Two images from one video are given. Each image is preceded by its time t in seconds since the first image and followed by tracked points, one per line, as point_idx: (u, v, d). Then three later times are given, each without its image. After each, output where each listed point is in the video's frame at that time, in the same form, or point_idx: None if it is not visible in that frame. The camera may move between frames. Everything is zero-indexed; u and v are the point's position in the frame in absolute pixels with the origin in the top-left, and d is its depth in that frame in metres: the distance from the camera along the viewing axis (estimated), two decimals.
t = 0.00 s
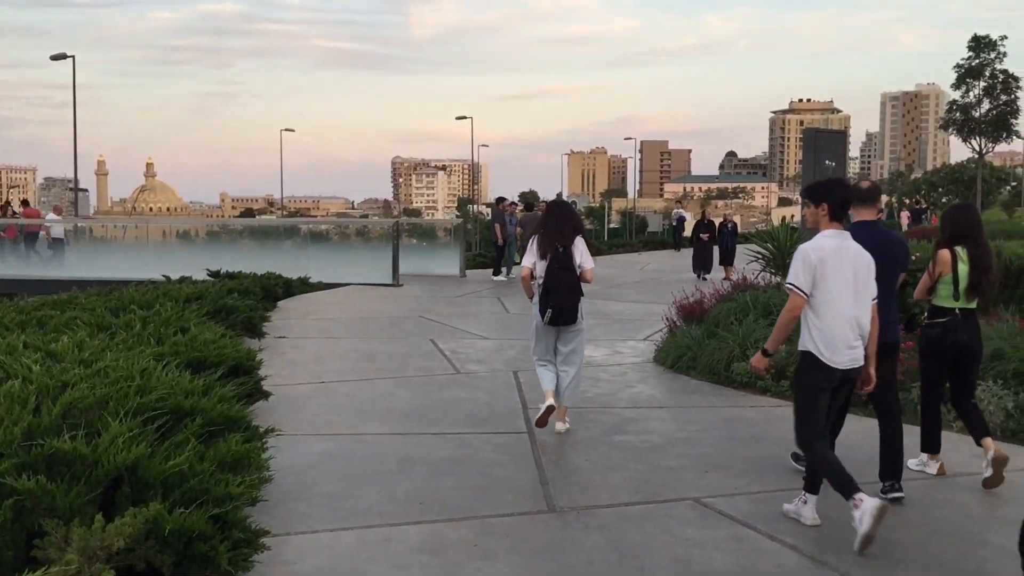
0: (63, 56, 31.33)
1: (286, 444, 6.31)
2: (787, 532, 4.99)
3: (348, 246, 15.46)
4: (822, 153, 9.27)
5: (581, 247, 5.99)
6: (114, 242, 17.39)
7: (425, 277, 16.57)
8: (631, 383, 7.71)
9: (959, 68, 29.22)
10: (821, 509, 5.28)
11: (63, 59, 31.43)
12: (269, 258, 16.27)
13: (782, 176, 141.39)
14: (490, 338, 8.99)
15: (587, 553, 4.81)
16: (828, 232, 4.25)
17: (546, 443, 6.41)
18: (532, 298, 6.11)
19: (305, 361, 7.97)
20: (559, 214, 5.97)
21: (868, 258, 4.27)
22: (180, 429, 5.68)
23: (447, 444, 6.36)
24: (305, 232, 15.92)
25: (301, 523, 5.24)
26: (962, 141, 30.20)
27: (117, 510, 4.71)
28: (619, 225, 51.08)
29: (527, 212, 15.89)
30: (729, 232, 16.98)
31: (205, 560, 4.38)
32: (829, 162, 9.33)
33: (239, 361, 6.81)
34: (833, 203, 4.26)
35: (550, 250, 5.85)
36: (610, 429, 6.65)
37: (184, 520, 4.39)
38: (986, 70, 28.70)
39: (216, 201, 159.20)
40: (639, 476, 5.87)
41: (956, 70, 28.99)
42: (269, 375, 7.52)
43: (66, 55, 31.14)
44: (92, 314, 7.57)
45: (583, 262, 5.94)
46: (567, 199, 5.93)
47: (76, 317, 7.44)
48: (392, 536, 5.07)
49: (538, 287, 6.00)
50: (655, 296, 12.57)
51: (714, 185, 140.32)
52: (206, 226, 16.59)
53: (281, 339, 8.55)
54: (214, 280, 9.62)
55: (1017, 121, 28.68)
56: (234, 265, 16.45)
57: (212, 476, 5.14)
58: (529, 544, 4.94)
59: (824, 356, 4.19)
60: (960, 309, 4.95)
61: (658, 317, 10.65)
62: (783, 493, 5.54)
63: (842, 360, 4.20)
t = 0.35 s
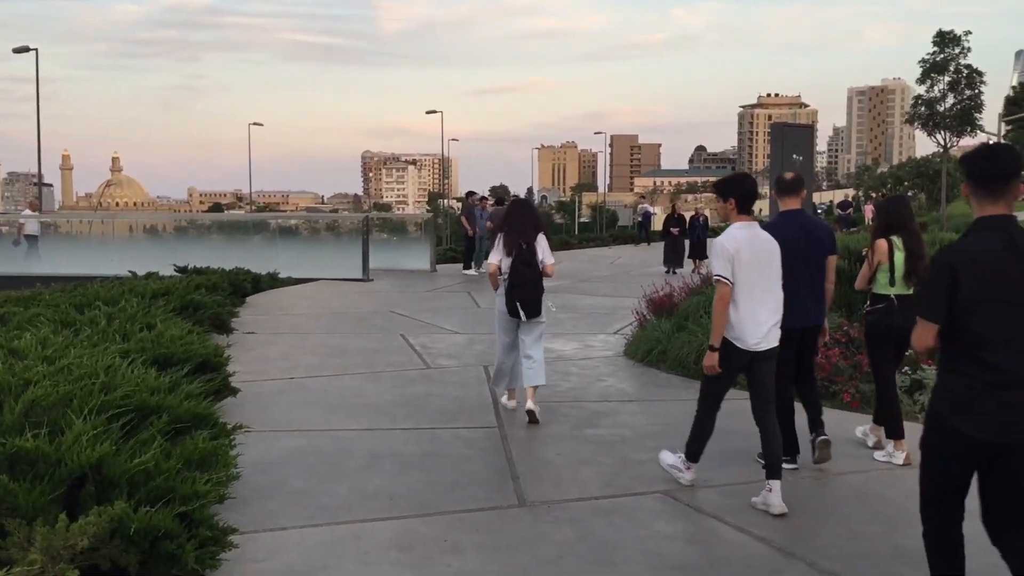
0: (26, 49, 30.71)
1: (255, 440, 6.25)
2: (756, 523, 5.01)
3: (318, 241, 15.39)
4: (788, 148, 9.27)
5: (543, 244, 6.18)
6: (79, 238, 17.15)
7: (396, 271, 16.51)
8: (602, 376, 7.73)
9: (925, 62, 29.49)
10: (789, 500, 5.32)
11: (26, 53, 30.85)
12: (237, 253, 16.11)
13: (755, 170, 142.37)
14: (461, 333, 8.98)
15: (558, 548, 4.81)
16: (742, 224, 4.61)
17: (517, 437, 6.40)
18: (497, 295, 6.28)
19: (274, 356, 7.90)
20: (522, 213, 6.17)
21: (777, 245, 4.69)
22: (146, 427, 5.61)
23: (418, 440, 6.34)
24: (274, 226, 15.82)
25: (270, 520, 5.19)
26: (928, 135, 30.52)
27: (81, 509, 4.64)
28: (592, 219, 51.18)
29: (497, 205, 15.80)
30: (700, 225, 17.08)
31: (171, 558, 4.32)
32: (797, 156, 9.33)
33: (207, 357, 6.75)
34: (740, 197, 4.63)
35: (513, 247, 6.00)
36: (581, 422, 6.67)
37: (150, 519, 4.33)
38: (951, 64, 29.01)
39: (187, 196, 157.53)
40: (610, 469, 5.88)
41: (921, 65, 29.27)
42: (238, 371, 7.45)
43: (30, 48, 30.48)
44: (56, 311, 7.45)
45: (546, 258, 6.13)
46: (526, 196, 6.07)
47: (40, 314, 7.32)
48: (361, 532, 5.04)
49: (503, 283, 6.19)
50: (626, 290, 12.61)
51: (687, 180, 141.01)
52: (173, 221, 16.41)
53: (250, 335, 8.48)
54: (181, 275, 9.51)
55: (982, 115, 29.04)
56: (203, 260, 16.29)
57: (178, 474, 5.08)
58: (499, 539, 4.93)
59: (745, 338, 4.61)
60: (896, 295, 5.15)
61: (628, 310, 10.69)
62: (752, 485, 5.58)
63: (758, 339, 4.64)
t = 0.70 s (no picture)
0: None
1: (217, 437, 6.20)
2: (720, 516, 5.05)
3: (282, 235, 15.33)
4: (753, 143, 9.38)
5: (498, 232, 6.89)
6: (38, 233, 16.82)
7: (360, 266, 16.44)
8: (567, 370, 7.75)
9: (886, 58, 29.81)
10: (752, 493, 5.37)
11: None
12: (200, 248, 15.93)
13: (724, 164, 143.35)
14: (426, 327, 8.96)
15: (523, 542, 4.81)
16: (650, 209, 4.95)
17: (482, 432, 6.40)
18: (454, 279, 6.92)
19: (237, 352, 7.83)
20: (481, 203, 6.85)
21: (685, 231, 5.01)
22: (105, 425, 5.53)
23: (383, 435, 6.32)
24: (238, 221, 15.70)
25: (233, 518, 5.15)
26: (889, 131, 30.87)
27: (38, 509, 4.56)
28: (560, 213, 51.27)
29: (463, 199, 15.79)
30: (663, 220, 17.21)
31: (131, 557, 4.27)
32: (760, 151, 9.47)
33: (168, 354, 6.67)
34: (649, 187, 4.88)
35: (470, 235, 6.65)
36: (546, 416, 6.68)
37: (109, 518, 4.27)
38: (911, 60, 29.35)
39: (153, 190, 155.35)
40: (575, 463, 5.90)
41: (882, 60, 29.60)
42: (200, 368, 7.38)
43: None
44: (13, 307, 7.31)
45: (500, 247, 6.84)
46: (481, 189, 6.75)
47: None
48: (325, 529, 5.01)
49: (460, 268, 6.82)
50: (590, 284, 12.66)
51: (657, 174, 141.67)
52: (135, 215, 16.18)
53: (213, 331, 8.39)
54: (142, 270, 9.39)
55: (941, 110, 29.43)
56: (165, 255, 16.08)
57: (138, 472, 5.02)
58: (464, 534, 4.93)
59: (647, 314, 4.89)
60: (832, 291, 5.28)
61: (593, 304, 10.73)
62: (716, 478, 5.61)
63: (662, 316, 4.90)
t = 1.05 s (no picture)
0: None
1: (176, 434, 6.12)
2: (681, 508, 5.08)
3: (244, 230, 15.20)
4: (715, 138, 9.45)
5: (463, 227, 6.99)
6: None
7: (323, 260, 16.33)
8: (530, 365, 7.76)
9: (845, 54, 30.14)
10: (713, 486, 5.41)
11: None
12: (160, 242, 15.71)
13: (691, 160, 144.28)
14: (389, 322, 8.92)
15: (485, 537, 4.81)
16: (575, 207, 5.21)
17: (445, 427, 6.38)
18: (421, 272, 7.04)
19: (197, 348, 7.74)
20: (445, 198, 6.95)
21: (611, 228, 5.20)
22: (60, 422, 5.44)
23: (345, 431, 6.28)
24: (199, 215, 15.51)
25: (192, 516, 5.08)
26: (849, 126, 31.24)
27: None
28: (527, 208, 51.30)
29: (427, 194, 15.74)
30: (626, 215, 17.30)
31: (87, 557, 4.20)
32: (722, 146, 9.55)
33: (125, 350, 6.57)
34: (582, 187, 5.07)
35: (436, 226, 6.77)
36: (510, 411, 6.68)
37: (64, 517, 4.19)
38: (870, 57, 29.71)
39: (117, 184, 152.99)
40: (538, 458, 5.90)
41: (841, 57, 29.93)
42: (159, 364, 7.28)
43: None
44: None
45: (464, 240, 6.93)
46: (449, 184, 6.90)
47: None
48: (287, 526, 4.96)
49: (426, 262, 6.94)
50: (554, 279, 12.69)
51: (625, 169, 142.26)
52: (93, 209, 15.89)
53: (172, 327, 8.28)
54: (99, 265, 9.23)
55: (899, 107, 29.85)
56: (124, 250, 15.82)
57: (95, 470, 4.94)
58: (427, 530, 4.91)
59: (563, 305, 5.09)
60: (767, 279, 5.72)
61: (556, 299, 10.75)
62: (677, 472, 5.65)
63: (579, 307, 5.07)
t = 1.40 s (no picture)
0: None
1: (136, 431, 6.03)
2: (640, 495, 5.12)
3: (207, 226, 15.14)
4: (679, 134, 9.49)
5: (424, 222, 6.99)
6: None
7: (286, 255, 16.22)
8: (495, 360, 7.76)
9: (807, 52, 30.45)
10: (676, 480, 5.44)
11: None
12: (120, 237, 15.52)
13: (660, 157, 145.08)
14: (353, 318, 8.87)
15: (449, 533, 4.80)
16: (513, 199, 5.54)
17: (409, 423, 6.35)
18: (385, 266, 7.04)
19: (158, 344, 7.64)
20: (407, 193, 6.91)
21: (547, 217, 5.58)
22: (15, 420, 5.33)
23: (308, 427, 6.23)
24: (161, 210, 15.38)
25: (151, 514, 5.01)
26: (811, 123, 31.59)
27: None
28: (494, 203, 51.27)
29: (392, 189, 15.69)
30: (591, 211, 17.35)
31: (43, 557, 4.12)
32: (686, 143, 9.58)
33: (83, 346, 6.46)
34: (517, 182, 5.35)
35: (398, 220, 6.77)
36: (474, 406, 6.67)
37: (19, 516, 4.11)
38: (831, 55, 30.05)
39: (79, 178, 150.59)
40: (502, 453, 5.90)
41: (803, 54, 30.25)
42: (118, 360, 7.18)
43: None
44: None
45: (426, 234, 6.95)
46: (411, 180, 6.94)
47: None
48: (248, 523, 4.91)
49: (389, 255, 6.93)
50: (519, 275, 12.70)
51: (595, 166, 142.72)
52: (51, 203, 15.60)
53: (132, 323, 8.17)
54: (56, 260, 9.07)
55: (860, 104, 30.26)
56: (82, 244, 15.55)
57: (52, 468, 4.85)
58: (390, 527, 4.88)
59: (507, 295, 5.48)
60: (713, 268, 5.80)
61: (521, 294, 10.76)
62: (641, 467, 5.68)
63: (526, 297, 5.47)
